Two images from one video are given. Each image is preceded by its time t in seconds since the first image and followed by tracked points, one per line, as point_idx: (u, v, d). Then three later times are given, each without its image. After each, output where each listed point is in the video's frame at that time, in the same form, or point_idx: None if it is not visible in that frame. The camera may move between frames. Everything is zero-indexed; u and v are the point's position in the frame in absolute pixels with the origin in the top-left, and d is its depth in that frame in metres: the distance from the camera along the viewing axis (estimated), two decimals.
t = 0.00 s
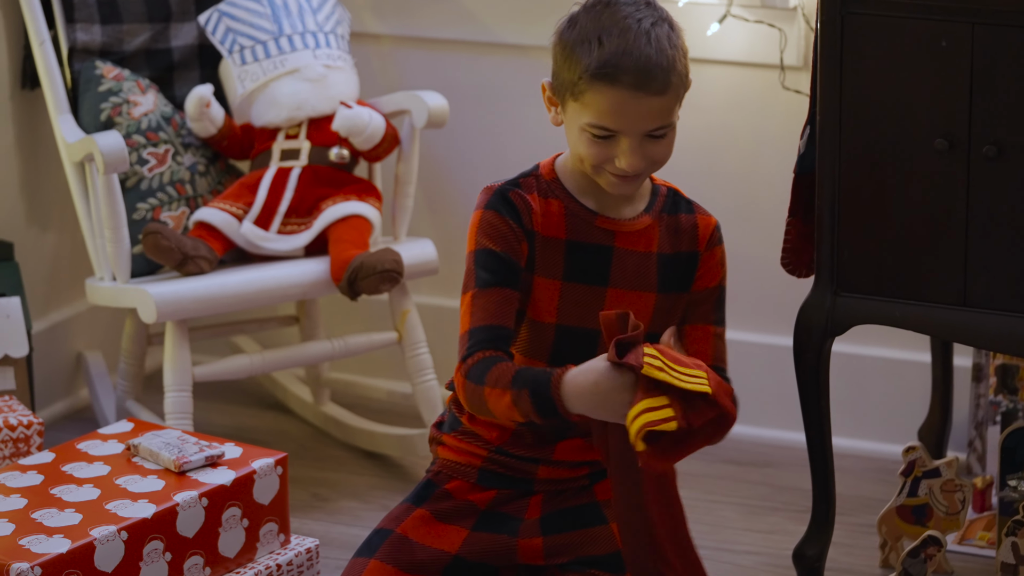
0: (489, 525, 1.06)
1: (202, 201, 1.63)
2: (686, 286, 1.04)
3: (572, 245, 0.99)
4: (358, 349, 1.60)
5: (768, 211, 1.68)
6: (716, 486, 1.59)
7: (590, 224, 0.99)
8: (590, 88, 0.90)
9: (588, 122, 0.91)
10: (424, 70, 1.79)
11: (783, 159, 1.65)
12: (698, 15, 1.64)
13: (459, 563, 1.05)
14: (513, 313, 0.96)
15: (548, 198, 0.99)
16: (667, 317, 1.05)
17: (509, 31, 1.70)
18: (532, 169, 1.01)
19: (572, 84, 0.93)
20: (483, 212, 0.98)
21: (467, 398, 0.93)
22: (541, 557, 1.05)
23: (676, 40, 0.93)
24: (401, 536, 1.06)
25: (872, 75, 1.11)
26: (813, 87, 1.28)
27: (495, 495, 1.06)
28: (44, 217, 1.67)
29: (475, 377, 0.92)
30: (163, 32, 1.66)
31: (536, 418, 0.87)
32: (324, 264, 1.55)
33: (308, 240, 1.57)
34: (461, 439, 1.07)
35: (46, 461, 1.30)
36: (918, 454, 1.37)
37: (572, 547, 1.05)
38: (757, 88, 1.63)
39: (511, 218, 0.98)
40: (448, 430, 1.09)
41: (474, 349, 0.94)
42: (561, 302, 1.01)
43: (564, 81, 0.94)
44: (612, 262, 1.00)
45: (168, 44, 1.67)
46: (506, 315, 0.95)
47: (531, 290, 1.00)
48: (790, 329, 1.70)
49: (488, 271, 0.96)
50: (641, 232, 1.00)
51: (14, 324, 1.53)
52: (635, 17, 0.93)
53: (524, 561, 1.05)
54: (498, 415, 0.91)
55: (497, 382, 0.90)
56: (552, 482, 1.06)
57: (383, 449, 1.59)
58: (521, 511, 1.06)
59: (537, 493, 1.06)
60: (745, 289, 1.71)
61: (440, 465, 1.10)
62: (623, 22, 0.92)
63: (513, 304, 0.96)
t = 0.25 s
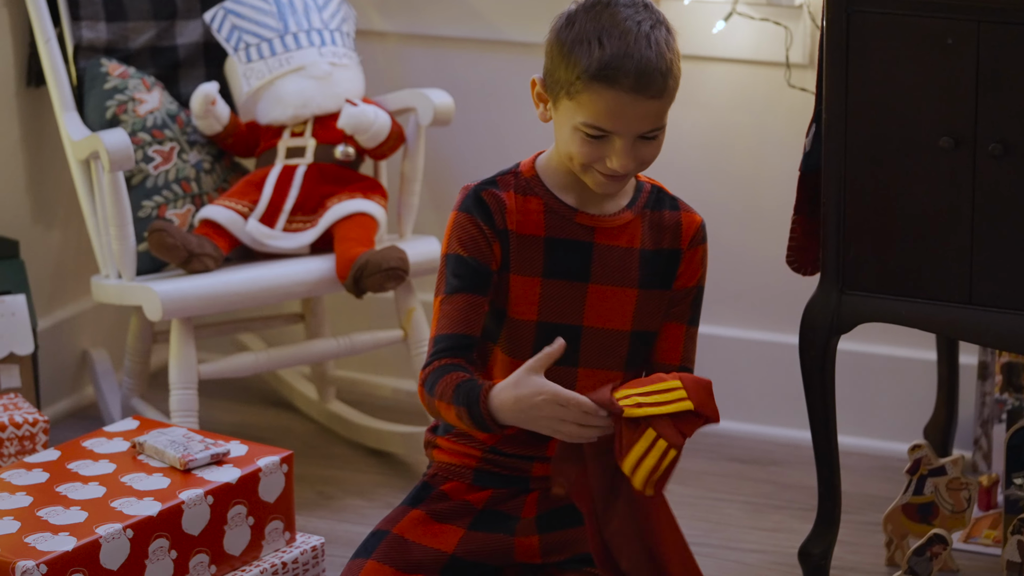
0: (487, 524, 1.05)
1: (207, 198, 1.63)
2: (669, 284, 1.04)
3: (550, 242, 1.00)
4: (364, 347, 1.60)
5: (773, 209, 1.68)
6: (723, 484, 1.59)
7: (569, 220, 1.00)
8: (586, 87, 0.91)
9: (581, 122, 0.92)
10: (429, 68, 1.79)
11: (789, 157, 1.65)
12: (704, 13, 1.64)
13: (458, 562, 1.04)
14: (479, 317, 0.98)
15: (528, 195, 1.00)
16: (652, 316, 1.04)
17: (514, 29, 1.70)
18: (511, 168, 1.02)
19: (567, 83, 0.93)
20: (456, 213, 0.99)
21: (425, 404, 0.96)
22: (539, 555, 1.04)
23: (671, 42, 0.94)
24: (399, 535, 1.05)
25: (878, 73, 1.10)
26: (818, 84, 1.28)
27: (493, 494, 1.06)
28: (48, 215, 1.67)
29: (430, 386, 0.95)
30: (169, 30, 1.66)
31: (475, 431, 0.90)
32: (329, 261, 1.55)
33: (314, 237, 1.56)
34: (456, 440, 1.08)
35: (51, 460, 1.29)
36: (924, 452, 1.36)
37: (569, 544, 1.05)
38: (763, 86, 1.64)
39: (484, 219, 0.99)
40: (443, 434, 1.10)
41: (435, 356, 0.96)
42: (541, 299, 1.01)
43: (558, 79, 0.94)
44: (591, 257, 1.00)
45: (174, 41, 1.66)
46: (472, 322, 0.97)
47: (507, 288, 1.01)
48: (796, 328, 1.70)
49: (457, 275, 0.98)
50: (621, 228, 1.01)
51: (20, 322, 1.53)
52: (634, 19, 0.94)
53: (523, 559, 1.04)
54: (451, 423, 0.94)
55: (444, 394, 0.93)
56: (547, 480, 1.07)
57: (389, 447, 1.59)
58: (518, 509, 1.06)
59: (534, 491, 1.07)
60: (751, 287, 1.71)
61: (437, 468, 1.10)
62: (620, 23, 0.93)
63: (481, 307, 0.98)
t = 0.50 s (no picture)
0: (490, 519, 1.04)
1: (214, 193, 1.63)
2: (666, 272, 1.04)
3: (546, 234, 1.00)
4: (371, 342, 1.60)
5: (781, 204, 1.68)
6: (731, 480, 1.59)
7: (563, 213, 1.00)
8: (578, 74, 0.91)
9: (573, 109, 0.92)
10: (436, 63, 1.79)
11: (797, 152, 1.65)
12: (713, 8, 1.65)
13: (461, 559, 1.03)
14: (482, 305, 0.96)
15: (521, 188, 1.00)
16: (648, 306, 1.04)
17: (522, 25, 1.70)
18: (505, 164, 1.03)
19: (560, 70, 0.93)
20: (454, 206, 0.99)
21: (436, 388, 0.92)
22: (542, 550, 1.04)
23: (662, 31, 0.95)
24: (402, 532, 1.05)
25: (886, 69, 1.09)
26: (827, 77, 1.27)
27: (495, 491, 1.06)
28: (56, 210, 1.67)
29: (446, 369, 0.92)
30: (176, 25, 1.66)
31: (507, 414, 0.87)
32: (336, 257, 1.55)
33: (322, 233, 1.57)
34: (458, 438, 1.08)
35: (58, 455, 1.28)
36: (932, 448, 1.36)
37: (572, 539, 1.04)
38: (770, 81, 1.64)
39: (481, 210, 0.98)
40: (446, 432, 1.10)
41: (443, 342, 0.94)
42: (537, 292, 1.01)
43: (550, 66, 0.94)
44: (587, 249, 1.00)
45: (181, 37, 1.66)
46: (477, 307, 0.96)
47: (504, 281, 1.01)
48: (804, 324, 1.70)
49: (458, 262, 0.96)
50: (615, 219, 1.01)
51: (27, 318, 1.53)
52: (626, 7, 0.94)
53: (527, 554, 1.04)
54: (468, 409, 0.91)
55: (469, 376, 0.90)
56: (550, 475, 1.06)
57: (397, 443, 1.59)
58: (522, 504, 1.05)
59: (537, 486, 1.06)
60: (759, 283, 1.72)
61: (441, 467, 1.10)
62: (611, 11, 0.94)
63: (484, 295, 0.97)
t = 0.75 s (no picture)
0: (503, 515, 1.04)
1: (223, 189, 1.63)
2: (676, 254, 1.04)
3: (554, 227, 1.00)
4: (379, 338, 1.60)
5: (789, 200, 1.69)
6: (739, 475, 1.59)
7: (570, 205, 1.00)
8: (584, 59, 0.91)
9: (578, 95, 0.92)
10: (445, 59, 1.80)
11: (806, 148, 1.66)
12: (721, 3, 1.65)
13: (473, 554, 1.03)
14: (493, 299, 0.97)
15: (527, 183, 1.00)
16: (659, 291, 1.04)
17: (531, 20, 1.71)
18: (508, 160, 1.03)
19: (564, 56, 0.94)
20: (460, 205, 0.99)
21: (451, 376, 0.94)
22: (555, 546, 1.03)
23: (666, 17, 0.95)
24: (415, 527, 1.05)
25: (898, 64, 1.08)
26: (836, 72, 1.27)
27: (508, 485, 1.06)
28: (64, 206, 1.68)
29: (458, 354, 0.94)
30: (185, 20, 1.67)
31: (525, 373, 0.89)
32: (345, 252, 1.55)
33: (330, 228, 1.57)
34: (471, 434, 1.08)
35: (67, 451, 1.25)
36: (941, 443, 1.36)
37: (585, 536, 1.03)
38: (780, 77, 1.64)
39: (488, 206, 0.98)
40: (459, 426, 1.10)
41: (455, 334, 0.95)
42: (549, 285, 1.01)
43: (555, 53, 0.95)
44: (595, 239, 1.00)
45: (190, 32, 1.67)
46: (488, 303, 0.97)
47: (513, 277, 1.00)
48: (812, 319, 1.71)
49: (466, 259, 0.97)
50: (623, 207, 1.01)
51: (36, 313, 1.53)
52: None
53: (539, 551, 1.04)
54: (483, 385, 0.92)
55: (483, 347, 0.92)
56: (564, 471, 1.06)
57: (406, 439, 1.59)
58: (534, 500, 1.05)
59: (550, 481, 1.06)
60: (767, 279, 1.72)
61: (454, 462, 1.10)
62: None
63: (494, 290, 0.97)
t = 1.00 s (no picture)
0: (508, 512, 1.04)
1: (228, 185, 1.63)
2: (679, 246, 1.04)
3: (559, 215, 1.00)
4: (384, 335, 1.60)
5: (795, 197, 1.69)
6: (744, 473, 1.59)
7: (574, 194, 1.00)
8: (580, 54, 0.91)
9: (576, 91, 0.92)
10: (450, 56, 1.80)
11: (811, 145, 1.66)
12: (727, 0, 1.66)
13: (478, 551, 1.03)
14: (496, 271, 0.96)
15: (532, 174, 1.01)
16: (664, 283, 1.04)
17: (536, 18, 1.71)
18: (512, 153, 1.03)
19: (562, 51, 0.94)
20: (464, 189, 0.99)
21: (453, 328, 0.92)
22: (560, 543, 1.03)
23: (664, 12, 0.95)
24: (420, 524, 1.05)
25: (902, 60, 1.07)
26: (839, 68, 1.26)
27: (514, 483, 1.06)
28: (70, 202, 1.69)
29: (463, 305, 0.92)
30: (190, 17, 1.67)
31: (535, 328, 0.87)
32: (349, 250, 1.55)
33: (335, 225, 1.56)
34: (477, 431, 1.08)
35: (72, 447, 1.25)
36: (945, 441, 1.36)
37: (590, 534, 1.03)
38: (785, 74, 1.64)
39: (492, 189, 0.98)
40: (465, 423, 1.10)
41: (458, 289, 0.94)
42: (553, 270, 1.00)
43: (553, 48, 0.95)
44: (600, 228, 1.00)
45: (195, 29, 1.67)
46: (491, 270, 0.96)
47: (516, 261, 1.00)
48: (817, 317, 1.71)
49: (469, 231, 0.96)
50: (626, 197, 1.01)
51: (41, 309, 1.53)
52: None
53: (544, 548, 1.03)
54: (486, 338, 0.90)
55: (491, 300, 0.90)
56: (570, 468, 1.06)
57: (410, 436, 1.59)
58: (540, 497, 1.05)
59: (556, 479, 1.06)
60: (772, 277, 1.72)
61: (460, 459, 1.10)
62: None
63: (496, 264, 0.97)
